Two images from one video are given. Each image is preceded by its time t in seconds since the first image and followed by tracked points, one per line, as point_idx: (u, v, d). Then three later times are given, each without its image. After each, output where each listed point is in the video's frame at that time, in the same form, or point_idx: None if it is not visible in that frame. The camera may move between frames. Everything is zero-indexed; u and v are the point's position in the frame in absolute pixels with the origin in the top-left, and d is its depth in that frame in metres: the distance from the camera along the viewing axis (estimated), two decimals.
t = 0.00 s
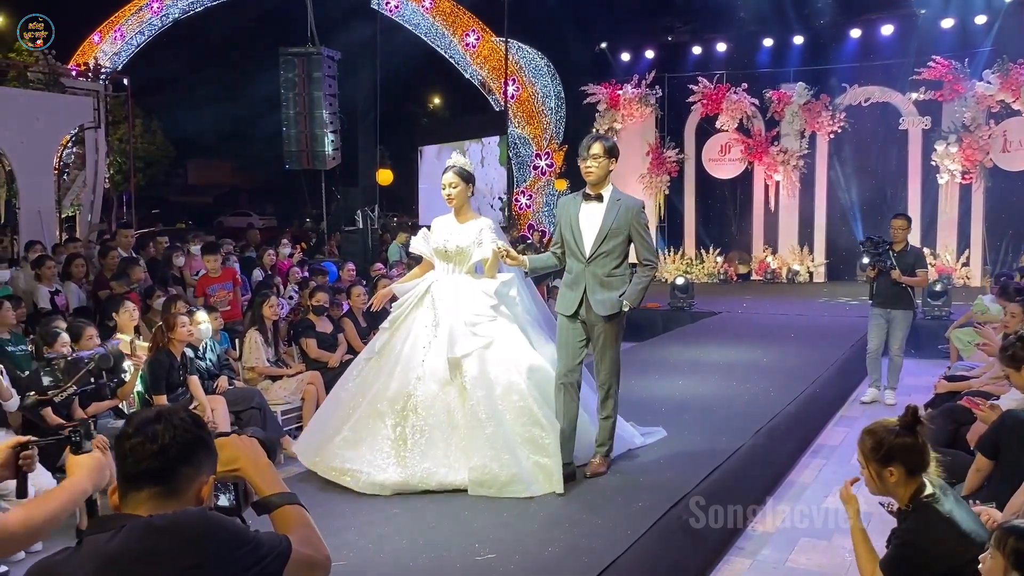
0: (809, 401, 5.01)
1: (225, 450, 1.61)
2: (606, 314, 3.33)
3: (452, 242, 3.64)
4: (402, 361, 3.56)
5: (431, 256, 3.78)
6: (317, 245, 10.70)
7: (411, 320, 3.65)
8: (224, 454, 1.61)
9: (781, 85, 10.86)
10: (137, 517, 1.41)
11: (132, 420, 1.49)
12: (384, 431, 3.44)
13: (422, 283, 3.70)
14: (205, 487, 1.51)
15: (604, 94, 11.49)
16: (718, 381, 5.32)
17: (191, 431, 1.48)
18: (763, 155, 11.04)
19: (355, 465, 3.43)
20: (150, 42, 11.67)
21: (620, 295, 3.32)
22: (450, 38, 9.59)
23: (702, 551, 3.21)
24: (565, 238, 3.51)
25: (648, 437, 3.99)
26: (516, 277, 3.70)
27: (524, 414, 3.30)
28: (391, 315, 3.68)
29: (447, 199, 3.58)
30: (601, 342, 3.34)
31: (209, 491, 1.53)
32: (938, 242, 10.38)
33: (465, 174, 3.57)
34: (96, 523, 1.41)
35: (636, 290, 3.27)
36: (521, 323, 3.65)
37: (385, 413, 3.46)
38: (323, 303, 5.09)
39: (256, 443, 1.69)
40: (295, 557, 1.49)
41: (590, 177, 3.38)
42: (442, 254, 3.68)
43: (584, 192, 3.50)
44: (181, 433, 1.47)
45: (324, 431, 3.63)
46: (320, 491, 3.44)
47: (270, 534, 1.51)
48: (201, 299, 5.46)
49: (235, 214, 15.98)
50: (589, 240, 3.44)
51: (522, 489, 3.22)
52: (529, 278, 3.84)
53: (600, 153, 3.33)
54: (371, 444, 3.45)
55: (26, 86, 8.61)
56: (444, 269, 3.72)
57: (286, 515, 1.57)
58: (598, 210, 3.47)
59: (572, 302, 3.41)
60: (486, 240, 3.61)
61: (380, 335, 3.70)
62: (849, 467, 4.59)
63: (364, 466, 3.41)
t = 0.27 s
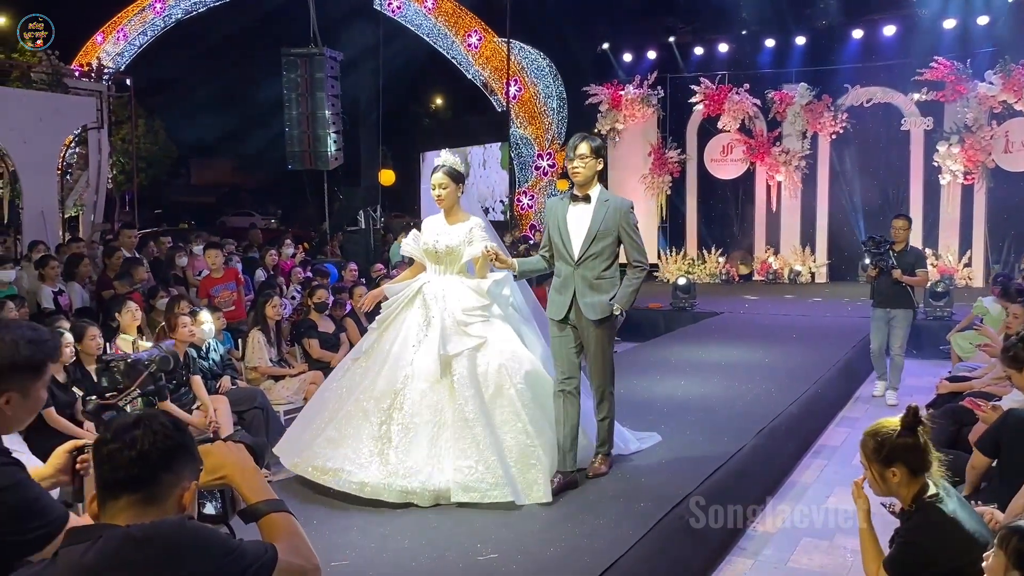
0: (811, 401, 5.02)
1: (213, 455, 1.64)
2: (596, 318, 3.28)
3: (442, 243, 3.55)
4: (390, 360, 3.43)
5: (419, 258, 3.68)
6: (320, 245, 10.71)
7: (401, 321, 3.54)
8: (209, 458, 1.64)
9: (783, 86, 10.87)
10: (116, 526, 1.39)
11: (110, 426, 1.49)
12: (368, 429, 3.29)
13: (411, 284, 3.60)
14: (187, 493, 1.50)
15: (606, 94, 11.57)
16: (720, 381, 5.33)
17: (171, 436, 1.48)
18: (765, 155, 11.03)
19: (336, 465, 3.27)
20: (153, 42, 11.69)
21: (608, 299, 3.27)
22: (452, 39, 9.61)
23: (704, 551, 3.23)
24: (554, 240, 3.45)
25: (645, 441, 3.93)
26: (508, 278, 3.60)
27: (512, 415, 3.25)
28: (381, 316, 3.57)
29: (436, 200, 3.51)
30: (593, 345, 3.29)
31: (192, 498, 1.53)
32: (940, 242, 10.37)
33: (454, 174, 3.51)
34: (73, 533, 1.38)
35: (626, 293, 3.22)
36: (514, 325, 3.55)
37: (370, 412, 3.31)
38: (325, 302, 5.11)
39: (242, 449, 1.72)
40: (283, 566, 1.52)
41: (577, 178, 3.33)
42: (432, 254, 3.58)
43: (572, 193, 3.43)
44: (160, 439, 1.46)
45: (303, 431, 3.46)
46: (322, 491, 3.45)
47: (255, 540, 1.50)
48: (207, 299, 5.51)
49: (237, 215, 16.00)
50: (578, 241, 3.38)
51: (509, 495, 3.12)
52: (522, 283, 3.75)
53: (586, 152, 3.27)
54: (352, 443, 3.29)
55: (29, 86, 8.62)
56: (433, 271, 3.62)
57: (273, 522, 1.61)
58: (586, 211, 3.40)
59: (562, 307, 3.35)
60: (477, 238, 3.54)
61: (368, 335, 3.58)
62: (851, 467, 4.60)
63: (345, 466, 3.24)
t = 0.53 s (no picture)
0: (813, 402, 5.01)
1: (194, 455, 1.57)
2: (582, 317, 3.27)
3: (428, 247, 3.48)
4: (381, 377, 3.36)
5: (407, 266, 3.61)
6: (322, 245, 10.72)
7: (390, 335, 3.48)
8: (193, 457, 1.57)
9: (786, 87, 10.87)
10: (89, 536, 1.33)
11: (84, 420, 1.41)
12: (363, 448, 3.21)
13: (399, 293, 3.53)
14: (165, 491, 1.42)
15: (608, 94, 11.59)
16: (722, 382, 5.32)
17: (147, 435, 1.39)
18: (767, 156, 11.03)
19: (334, 487, 3.19)
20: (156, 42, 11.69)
21: (596, 299, 3.26)
22: (455, 40, 9.61)
23: (707, 551, 3.23)
24: (541, 241, 3.45)
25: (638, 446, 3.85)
26: (497, 282, 3.57)
27: (513, 422, 3.24)
28: (369, 330, 3.50)
29: (423, 204, 3.48)
30: (581, 345, 3.29)
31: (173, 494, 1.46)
32: (943, 244, 10.36)
33: (443, 178, 3.47)
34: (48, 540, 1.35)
35: (613, 292, 3.22)
36: (504, 330, 3.50)
37: (364, 430, 3.24)
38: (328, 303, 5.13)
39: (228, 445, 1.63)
40: (266, 570, 1.43)
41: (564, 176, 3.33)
42: (419, 262, 3.52)
43: (560, 193, 3.44)
44: (135, 438, 1.38)
45: (299, 456, 3.38)
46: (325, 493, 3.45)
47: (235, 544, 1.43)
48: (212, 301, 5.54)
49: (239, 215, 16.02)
50: (566, 240, 3.39)
51: (512, 506, 3.05)
52: (512, 286, 3.70)
53: (572, 152, 3.29)
54: (349, 465, 3.21)
55: (31, 87, 8.62)
56: (420, 279, 3.55)
57: (259, 523, 1.52)
58: (573, 211, 3.41)
59: (550, 309, 3.35)
60: (464, 244, 3.50)
61: (356, 353, 3.50)
62: (853, 468, 4.60)
63: (344, 487, 3.16)
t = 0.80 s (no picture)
0: (816, 404, 5.00)
1: (163, 464, 1.41)
2: (576, 318, 3.16)
3: (410, 245, 3.47)
4: (367, 385, 3.33)
5: (390, 266, 3.60)
6: (324, 246, 10.72)
7: (374, 341, 3.46)
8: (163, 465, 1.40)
9: (789, 88, 10.85)
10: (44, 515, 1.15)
11: (29, 387, 1.23)
12: (353, 459, 3.17)
13: (381, 296, 3.52)
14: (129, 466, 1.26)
15: (611, 95, 11.57)
16: (725, 383, 5.31)
17: (101, 396, 1.22)
18: (770, 157, 11.05)
19: (324, 500, 3.14)
20: (159, 43, 11.70)
21: (591, 299, 3.16)
22: (457, 40, 9.60)
23: (710, 552, 3.22)
24: (534, 241, 3.34)
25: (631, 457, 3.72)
26: (484, 281, 3.56)
27: (503, 426, 3.22)
28: (351, 337, 3.47)
29: (407, 201, 3.46)
30: (574, 347, 3.15)
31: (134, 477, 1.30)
32: (946, 245, 10.35)
33: (426, 175, 3.46)
34: None
35: (608, 291, 3.11)
36: (492, 330, 3.49)
37: (352, 440, 3.21)
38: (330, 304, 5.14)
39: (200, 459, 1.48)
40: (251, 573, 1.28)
41: (556, 176, 3.24)
42: (401, 261, 3.51)
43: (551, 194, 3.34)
44: (88, 402, 1.21)
45: (287, 470, 3.34)
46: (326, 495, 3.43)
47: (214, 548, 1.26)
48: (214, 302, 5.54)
49: (242, 216, 16.05)
50: (559, 241, 3.28)
51: (507, 511, 3.01)
52: (499, 288, 3.69)
53: (567, 150, 3.18)
54: (339, 476, 3.17)
55: (35, 88, 8.65)
56: (402, 279, 3.55)
57: (240, 543, 1.36)
58: (566, 211, 3.31)
59: (545, 311, 3.23)
60: (450, 243, 3.47)
61: (339, 363, 3.48)
62: (856, 469, 4.58)
63: (334, 499, 3.12)
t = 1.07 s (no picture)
0: (819, 404, 5.00)
1: (149, 454, 1.32)
2: (573, 324, 3.14)
3: (402, 244, 3.44)
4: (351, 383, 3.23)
5: (381, 267, 3.56)
6: (328, 246, 10.74)
7: (362, 339, 3.39)
8: (149, 455, 1.32)
9: (792, 89, 10.84)
10: (20, 498, 1.11)
11: None
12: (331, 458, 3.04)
13: (372, 295, 3.46)
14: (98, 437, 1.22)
15: (614, 96, 11.57)
16: (727, 384, 5.32)
17: (70, 372, 1.18)
18: (773, 158, 11.04)
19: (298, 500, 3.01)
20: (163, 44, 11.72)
21: (589, 306, 3.14)
22: (460, 41, 9.61)
23: (712, 553, 3.21)
24: (529, 245, 3.32)
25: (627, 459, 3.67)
26: (477, 283, 3.56)
27: (492, 431, 3.18)
28: (341, 334, 3.42)
29: (396, 200, 3.46)
30: (565, 354, 3.13)
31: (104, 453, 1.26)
32: (949, 246, 10.34)
33: (414, 173, 3.45)
34: None
35: (603, 298, 3.11)
36: (484, 335, 3.45)
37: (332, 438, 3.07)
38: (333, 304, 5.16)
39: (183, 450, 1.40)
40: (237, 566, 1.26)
41: (553, 178, 3.21)
42: (393, 261, 3.47)
43: (548, 196, 3.33)
44: (58, 381, 1.17)
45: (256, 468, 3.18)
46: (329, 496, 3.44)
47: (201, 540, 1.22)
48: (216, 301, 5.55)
49: (246, 216, 16.09)
50: (554, 246, 3.27)
51: (493, 519, 2.94)
52: (499, 293, 3.70)
53: (564, 153, 3.15)
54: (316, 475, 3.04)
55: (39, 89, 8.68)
56: (394, 279, 3.50)
57: (225, 532, 1.30)
58: (562, 214, 3.30)
59: (541, 318, 3.22)
60: (442, 244, 3.46)
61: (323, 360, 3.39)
62: (859, 470, 4.58)
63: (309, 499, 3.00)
